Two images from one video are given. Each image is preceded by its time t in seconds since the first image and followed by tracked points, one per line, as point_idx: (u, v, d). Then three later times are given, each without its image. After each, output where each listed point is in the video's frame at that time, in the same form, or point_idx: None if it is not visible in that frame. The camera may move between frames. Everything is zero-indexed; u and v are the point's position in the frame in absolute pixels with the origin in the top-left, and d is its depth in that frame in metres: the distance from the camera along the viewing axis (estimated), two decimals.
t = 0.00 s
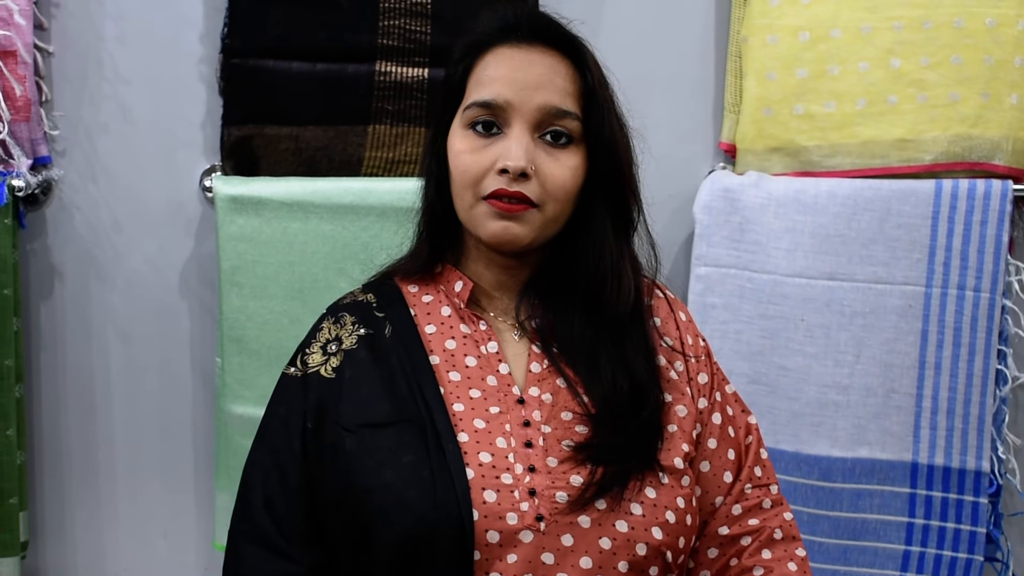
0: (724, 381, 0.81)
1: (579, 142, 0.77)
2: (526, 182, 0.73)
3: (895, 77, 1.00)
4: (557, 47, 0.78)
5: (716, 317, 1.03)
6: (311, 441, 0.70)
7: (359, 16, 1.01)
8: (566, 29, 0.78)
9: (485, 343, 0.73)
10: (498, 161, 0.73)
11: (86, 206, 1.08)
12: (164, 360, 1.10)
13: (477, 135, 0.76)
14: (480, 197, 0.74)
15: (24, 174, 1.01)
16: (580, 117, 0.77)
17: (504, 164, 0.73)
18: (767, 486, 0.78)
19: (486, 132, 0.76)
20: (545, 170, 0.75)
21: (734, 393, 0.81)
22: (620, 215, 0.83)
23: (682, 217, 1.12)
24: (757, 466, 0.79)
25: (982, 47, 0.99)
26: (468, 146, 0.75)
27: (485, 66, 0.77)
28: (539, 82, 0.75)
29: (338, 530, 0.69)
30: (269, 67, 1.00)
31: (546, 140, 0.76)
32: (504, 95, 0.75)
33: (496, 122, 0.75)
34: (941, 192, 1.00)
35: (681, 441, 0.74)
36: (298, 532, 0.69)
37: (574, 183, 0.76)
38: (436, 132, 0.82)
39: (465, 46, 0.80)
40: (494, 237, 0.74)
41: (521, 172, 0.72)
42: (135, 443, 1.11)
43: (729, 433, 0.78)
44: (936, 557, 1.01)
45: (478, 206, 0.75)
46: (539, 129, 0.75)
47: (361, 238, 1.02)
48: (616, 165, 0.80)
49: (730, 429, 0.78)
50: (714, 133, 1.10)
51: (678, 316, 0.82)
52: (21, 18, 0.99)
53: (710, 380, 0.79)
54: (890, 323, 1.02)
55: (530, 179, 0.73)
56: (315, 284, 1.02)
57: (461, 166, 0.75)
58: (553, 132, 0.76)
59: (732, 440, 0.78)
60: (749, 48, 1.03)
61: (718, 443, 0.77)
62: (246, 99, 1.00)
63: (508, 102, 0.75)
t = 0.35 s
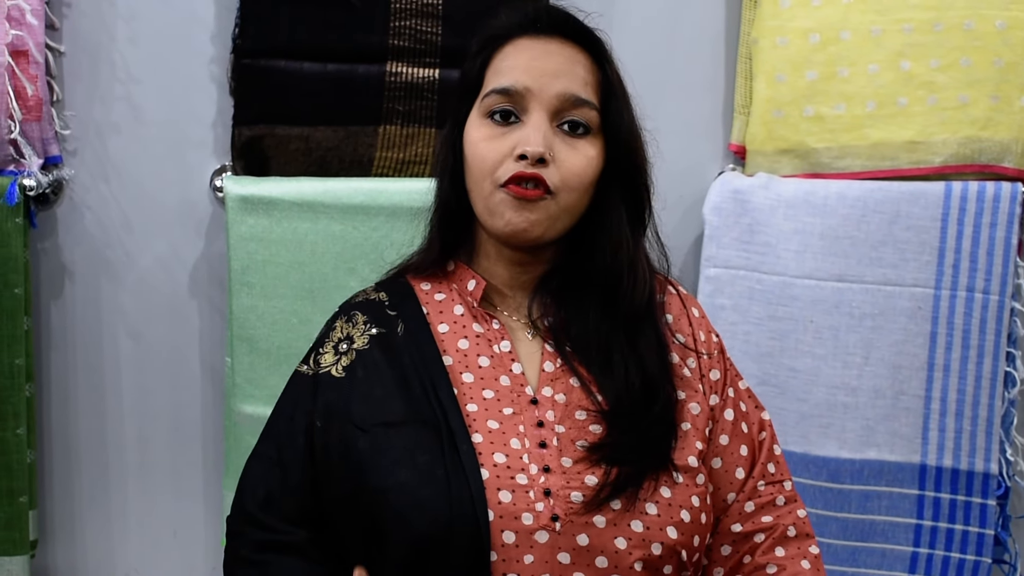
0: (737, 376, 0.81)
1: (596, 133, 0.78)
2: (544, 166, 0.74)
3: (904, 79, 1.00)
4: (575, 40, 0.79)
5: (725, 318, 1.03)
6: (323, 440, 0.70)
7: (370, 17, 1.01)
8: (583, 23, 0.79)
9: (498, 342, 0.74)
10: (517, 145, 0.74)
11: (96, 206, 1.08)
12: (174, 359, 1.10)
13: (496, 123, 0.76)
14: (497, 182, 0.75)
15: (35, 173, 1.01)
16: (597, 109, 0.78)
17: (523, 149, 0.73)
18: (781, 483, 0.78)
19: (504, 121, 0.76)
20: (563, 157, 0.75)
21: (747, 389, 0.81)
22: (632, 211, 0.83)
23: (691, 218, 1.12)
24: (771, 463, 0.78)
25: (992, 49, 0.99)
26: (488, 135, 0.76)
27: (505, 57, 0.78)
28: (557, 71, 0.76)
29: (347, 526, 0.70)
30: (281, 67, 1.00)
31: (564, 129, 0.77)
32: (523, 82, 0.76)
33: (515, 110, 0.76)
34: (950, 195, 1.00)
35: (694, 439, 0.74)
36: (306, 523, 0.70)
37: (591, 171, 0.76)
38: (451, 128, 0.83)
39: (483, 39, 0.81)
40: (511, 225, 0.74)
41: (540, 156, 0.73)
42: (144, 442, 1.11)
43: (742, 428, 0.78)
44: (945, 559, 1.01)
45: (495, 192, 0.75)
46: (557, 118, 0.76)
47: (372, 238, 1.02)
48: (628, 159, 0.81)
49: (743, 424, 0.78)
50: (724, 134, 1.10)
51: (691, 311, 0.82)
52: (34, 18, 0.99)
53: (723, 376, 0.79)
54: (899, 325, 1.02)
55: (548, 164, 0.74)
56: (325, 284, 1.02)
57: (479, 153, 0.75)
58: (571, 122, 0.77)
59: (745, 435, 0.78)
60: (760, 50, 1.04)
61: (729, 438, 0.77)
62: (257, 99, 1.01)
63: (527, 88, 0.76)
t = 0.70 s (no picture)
0: (776, 385, 0.82)
1: (645, 130, 0.79)
2: (590, 161, 0.75)
3: (910, 74, 1.00)
4: (631, 35, 0.80)
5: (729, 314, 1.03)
6: (362, 429, 0.71)
7: (374, 12, 1.01)
8: (640, 18, 0.80)
9: (541, 338, 0.74)
10: (564, 139, 0.75)
11: (100, 201, 1.08)
12: (179, 355, 1.10)
13: (545, 115, 0.78)
14: (543, 176, 0.76)
15: (39, 169, 1.01)
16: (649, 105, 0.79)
17: (571, 142, 0.74)
18: (809, 493, 0.80)
19: (554, 114, 0.78)
20: (610, 153, 0.76)
21: (784, 398, 0.83)
22: (681, 211, 0.83)
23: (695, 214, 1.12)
24: (801, 473, 0.80)
25: (997, 45, 0.99)
26: (536, 126, 0.77)
27: (560, 48, 0.80)
28: (609, 66, 0.78)
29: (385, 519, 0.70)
30: (284, 62, 1.00)
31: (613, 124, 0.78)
32: (575, 75, 0.77)
33: (565, 104, 0.78)
34: (955, 189, 1.01)
35: (736, 445, 0.75)
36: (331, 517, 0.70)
37: (637, 168, 0.77)
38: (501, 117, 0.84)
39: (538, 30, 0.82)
40: (553, 217, 0.75)
41: (586, 151, 0.74)
42: (149, 438, 1.11)
43: (778, 437, 0.80)
44: (948, 554, 1.02)
45: (540, 184, 0.76)
46: (607, 113, 0.77)
47: (375, 235, 1.02)
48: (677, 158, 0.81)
49: (779, 433, 0.80)
50: (729, 130, 1.10)
51: (734, 316, 0.83)
52: (37, 13, 0.99)
53: (763, 384, 0.81)
54: (903, 321, 1.02)
55: (594, 159, 0.75)
56: (330, 280, 1.02)
57: (527, 144, 0.77)
58: (621, 118, 0.78)
59: (781, 445, 0.80)
60: (764, 46, 1.03)
61: (768, 446, 0.79)
62: (260, 94, 1.00)
63: (578, 82, 0.77)
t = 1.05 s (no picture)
0: (803, 384, 0.84)
1: (688, 122, 0.79)
2: (631, 148, 0.74)
3: (910, 71, 1.00)
4: (680, 28, 0.80)
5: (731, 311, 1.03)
6: (393, 432, 0.71)
7: (375, 8, 1.01)
8: (694, 13, 0.80)
9: (574, 338, 0.75)
10: (607, 124, 0.75)
11: (102, 199, 1.08)
12: (179, 352, 1.10)
13: (588, 101, 0.78)
14: (582, 161, 0.75)
15: (40, 166, 1.01)
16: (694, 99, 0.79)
17: (615, 126, 0.74)
18: (831, 493, 0.82)
19: (597, 100, 0.78)
20: (652, 142, 0.76)
21: (809, 396, 0.85)
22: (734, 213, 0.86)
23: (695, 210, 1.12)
24: (827, 473, 0.83)
25: (998, 41, 0.99)
26: (578, 111, 0.77)
27: (606, 36, 0.80)
28: (657, 55, 0.78)
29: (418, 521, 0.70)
30: (284, 60, 1.00)
31: (656, 115, 0.78)
32: (623, 61, 0.78)
33: (609, 90, 0.78)
34: (956, 186, 1.01)
35: (769, 450, 0.77)
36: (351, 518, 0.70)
37: (678, 160, 0.77)
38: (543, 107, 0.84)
39: (581, 22, 0.83)
40: (588, 203, 0.75)
41: (628, 136, 0.74)
42: (150, 436, 1.11)
43: (806, 438, 0.82)
44: (950, 551, 1.02)
45: (578, 169, 0.75)
46: (651, 102, 0.78)
47: (375, 233, 1.02)
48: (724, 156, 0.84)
49: (806, 433, 0.82)
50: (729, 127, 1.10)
51: (768, 316, 0.86)
52: (37, 11, 0.99)
53: (794, 385, 0.83)
54: (904, 317, 1.02)
55: (636, 146, 0.75)
56: (332, 277, 1.02)
57: (567, 128, 0.77)
58: (664, 109, 0.78)
59: (808, 445, 0.82)
60: (764, 43, 1.03)
61: (798, 448, 0.81)
62: (260, 92, 1.00)
63: (625, 68, 0.77)
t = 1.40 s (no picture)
0: (826, 382, 0.84)
1: (699, 116, 0.78)
2: (646, 150, 0.74)
3: (907, 70, 1.00)
4: (679, 21, 0.79)
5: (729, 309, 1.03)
6: (418, 444, 0.72)
7: (371, 8, 1.01)
8: (691, 5, 0.79)
9: (599, 346, 0.74)
10: (617, 129, 0.74)
11: (99, 199, 1.08)
12: (178, 352, 1.10)
13: (594, 108, 0.77)
14: (598, 168, 0.75)
15: (37, 166, 1.01)
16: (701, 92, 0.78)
17: (627, 130, 0.73)
18: (853, 492, 0.82)
19: (604, 105, 0.77)
20: (665, 141, 0.75)
21: (833, 395, 0.84)
22: (742, 204, 0.85)
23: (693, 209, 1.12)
24: (849, 473, 0.82)
25: (994, 40, 0.99)
26: (587, 119, 0.76)
27: (605, 38, 0.79)
28: (660, 52, 0.77)
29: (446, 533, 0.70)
30: (282, 59, 1.00)
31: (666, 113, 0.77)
32: (625, 63, 0.76)
33: (614, 94, 0.77)
34: (952, 184, 1.01)
35: (796, 456, 0.77)
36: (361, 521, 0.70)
37: (694, 155, 0.76)
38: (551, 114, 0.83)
39: (577, 25, 0.82)
40: (611, 211, 0.74)
41: (642, 139, 0.73)
42: (148, 435, 1.11)
43: (830, 438, 0.81)
44: (947, 549, 1.02)
45: (595, 178, 0.75)
46: (659, 101, 0.77)
47: (374, 231, 1.02)
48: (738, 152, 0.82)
49: (830, 433, 0.82)
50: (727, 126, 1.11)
51: (792, 317, 0.85)
52: (34, 10, 0.99)
53: (818, 386, 0.83)
54: (900, 315, 1.02)
55: (650, 148, 0.74)
56: (330, 276, 1.02)
57: (579, 137, 0.76)
58: (674, 105, 0.77)
59: (832, 445, 0.82)
60: (761, 42, 1.03)
61: (822, 449, 0.80)
62: (256, 91, 1.00)
63: (628, 70, 0.76)
